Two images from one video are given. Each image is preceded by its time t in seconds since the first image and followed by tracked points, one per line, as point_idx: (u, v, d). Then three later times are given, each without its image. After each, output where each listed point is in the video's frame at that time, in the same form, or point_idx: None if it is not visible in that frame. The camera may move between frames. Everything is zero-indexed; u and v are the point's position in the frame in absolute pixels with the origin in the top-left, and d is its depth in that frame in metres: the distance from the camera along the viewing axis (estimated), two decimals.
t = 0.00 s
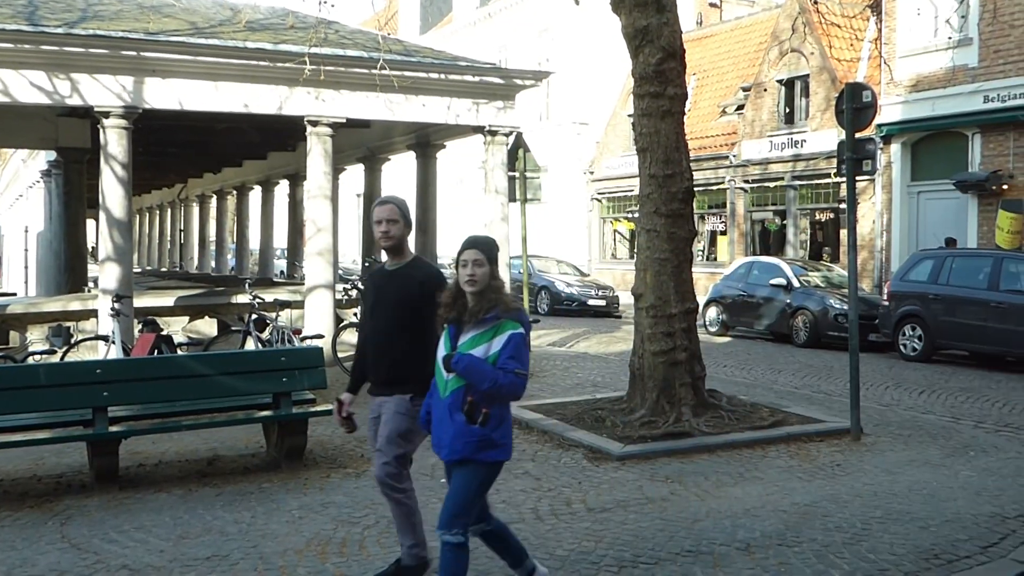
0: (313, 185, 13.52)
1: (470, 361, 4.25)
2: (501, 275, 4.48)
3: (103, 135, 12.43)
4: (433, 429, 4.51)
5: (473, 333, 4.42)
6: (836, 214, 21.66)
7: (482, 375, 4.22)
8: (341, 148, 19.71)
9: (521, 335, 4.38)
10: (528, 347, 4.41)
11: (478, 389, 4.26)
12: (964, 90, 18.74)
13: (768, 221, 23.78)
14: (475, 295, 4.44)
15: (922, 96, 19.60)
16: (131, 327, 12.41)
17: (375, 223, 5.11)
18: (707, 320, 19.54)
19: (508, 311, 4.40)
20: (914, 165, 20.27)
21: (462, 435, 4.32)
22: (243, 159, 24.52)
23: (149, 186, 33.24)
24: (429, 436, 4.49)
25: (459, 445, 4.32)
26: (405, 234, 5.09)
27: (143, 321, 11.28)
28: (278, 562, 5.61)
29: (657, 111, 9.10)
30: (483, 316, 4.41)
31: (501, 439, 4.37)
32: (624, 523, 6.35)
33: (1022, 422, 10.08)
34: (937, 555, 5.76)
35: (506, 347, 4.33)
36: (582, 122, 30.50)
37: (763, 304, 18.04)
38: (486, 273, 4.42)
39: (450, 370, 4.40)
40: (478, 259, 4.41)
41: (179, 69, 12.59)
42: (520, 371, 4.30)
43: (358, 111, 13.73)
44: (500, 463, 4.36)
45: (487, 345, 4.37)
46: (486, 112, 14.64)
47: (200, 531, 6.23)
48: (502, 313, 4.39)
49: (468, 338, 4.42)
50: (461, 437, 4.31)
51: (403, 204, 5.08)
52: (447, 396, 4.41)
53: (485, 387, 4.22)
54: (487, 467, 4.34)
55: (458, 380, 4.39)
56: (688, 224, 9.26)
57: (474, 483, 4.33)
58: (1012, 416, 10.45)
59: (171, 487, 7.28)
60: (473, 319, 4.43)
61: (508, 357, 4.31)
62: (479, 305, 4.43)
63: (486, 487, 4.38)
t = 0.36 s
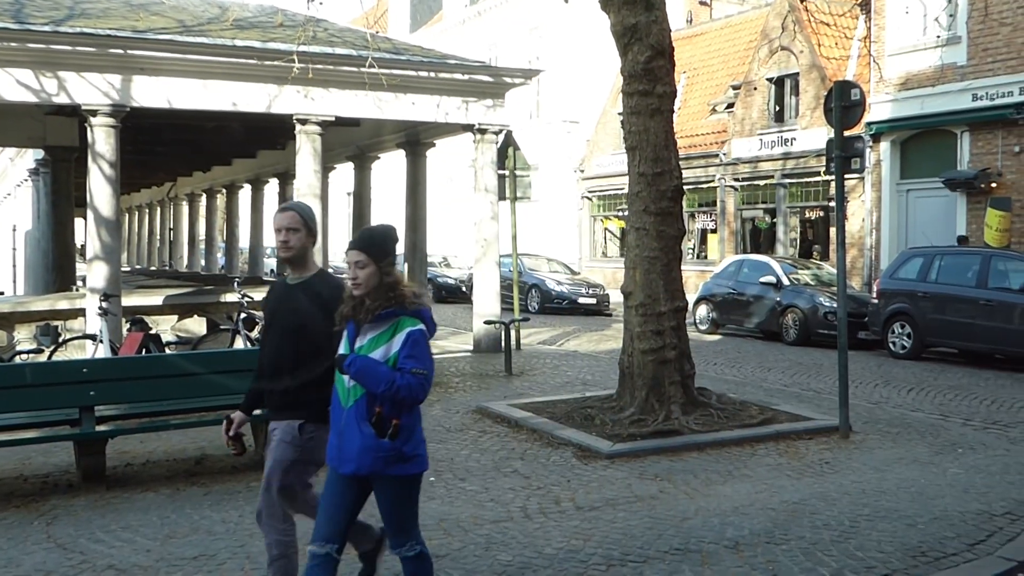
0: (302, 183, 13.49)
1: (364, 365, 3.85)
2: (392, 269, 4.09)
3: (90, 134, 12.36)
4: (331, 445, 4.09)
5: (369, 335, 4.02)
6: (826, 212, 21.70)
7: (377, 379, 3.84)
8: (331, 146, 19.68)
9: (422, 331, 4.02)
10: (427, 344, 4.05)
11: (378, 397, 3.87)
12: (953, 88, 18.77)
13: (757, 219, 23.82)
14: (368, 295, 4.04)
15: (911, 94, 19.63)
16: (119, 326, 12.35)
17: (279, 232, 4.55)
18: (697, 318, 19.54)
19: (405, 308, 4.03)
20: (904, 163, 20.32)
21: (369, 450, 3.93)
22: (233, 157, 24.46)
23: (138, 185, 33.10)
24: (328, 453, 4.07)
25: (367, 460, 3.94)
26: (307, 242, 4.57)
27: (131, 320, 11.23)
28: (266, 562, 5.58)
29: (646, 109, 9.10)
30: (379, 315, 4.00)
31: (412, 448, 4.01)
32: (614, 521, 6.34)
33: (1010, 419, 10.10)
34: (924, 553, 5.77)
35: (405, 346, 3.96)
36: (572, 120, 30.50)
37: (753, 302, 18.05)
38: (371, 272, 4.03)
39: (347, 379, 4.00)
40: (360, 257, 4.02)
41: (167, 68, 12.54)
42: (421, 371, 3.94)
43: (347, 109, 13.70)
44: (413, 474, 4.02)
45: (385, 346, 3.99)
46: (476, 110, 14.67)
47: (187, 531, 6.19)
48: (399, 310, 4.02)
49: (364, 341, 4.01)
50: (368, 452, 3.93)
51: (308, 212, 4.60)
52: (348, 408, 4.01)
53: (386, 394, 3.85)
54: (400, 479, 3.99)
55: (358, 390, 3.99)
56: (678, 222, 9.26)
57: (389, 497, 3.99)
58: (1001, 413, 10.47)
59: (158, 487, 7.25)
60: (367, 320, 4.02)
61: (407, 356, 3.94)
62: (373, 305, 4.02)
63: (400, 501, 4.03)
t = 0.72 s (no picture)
0: (294, 181, 13.44)
1: (232, 374, 3.37)
2: (267, 265, 3.59)
3: (80, 131, 12.30)
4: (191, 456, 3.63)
5: (240, 339, 3.54)
6: (819, 210, 21.69)
7: (245, 391, 3.36)
8: (323, 144, 19.64)
9: (300, 337, 3.54)
10: (306, 349, 3.56)
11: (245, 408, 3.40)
12: (945, 86, 18.77)
13: (750, 217, 23.84)
14: (239, 295, 3.55)
15: (904, 92, 19.62)
16: (109, 324, 12.30)
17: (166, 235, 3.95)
18: (690, 316, 19.53)
19: (281, 311, 3.53)
20: (897, 162, 20.34)
21: (231, 465, 3.47)
22: (225, 155, 24.39)
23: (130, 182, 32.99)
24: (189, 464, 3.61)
25: (228, 475, 3.47)
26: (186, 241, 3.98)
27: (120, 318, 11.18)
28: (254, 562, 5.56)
29: (638, 107, 9.08)
30: (253, 317, 3.51)
31: (280, 463, 3.54)
32: (604, 520, 6.33)
33: (1002, 418, 10.10)
34: (915, 552, 5.77)
35: (279, 353, 3.48)
36: (565, 118, 30.47)
37: (746, 300, 18.04)
38: (240, 267, 3.54)
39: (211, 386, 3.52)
40: (229, 249, 3.55)
41: (157, 65, 12.49)
42: (298, 381, 3.46)
43: (339, 107, 13.67)
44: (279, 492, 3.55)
45: (258, 352, 3.50)
46: (468, 107, 14.64)
47: (175, 531, 6.15)
48: (274, 313, 3.52)
49: (234, 346, 3.53)
50: (229, 467, 3.47)
51: (188, 206, 4.01)
52: (213, 416, 3.54)
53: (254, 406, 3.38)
54: (263, 499, 3.52)
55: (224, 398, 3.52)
56: (670, 221, 9.26)
57: (247, 521, 3.49)
58: (993, 411, 10.47)
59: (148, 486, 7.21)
60: (238, 323, 3.52)
61: (282, 364, 3.46)
62: (247, 306, 3.52)
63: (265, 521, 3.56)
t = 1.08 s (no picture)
0: (289, 179, 13.41)
1: (86, 407, 3.09)
2: (128, 279, 3.30)
3: (74, 129, 12.24)
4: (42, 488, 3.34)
5: (94, 363, 3.25)
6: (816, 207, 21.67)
7: (101, 426, 3.09)
8: (319, 142, 19.59)
9: (160, 364, 3.27)
10: (169, 378, 3.30)
11: (97, 443, 3.12)
12: (941, 83, 18.75)
13: (747, 214, 23.80)
14: (94, 313, 3.26)
15: (900, 89, 19.59)
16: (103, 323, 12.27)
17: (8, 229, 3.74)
18: (687, 313, 19.50)
19: (141, 334, 3.25)
20: (893, 158, 20.29)
21: (78, 503, 3.18)
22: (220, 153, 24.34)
23: (126, 181, 32.93)
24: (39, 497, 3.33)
25: (74, 514, 3.19)
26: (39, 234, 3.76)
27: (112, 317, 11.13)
28: (244, 561, 5.53)
29: (631, 104, 9.06)
30: (109, 340, 3.21)
31: (135, 501, 3.25)
32: (597, 518, 6.31)
33: (997, 415, 10.08)
34: (908, 549, 5.75)
35: (137, 382, 3.21)
36: (562, 116, 30.40)
37: (742, 298, 18.03)
38: (97, 281, 3.26)
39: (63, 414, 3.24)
40: (86, 260, 3.27)
41: (151, 63, 12.45)
42: (157, 414, 3.20)
43: (334, 104, 13.63)
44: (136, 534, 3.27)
45: (114, 378, 3.23)
46: (463, 105, 14.59)
47: (167, 530, 6.14)
48: (133, 335, 3.24)
49: (89, 369, 3.24)
50: (77, 504, 3.18)
51: (40, 195, 3.76)
52: (65, 445, 3.26)
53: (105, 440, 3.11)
54: (115, 540, 3.23)
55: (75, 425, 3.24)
56: (664, 218, 9.24)
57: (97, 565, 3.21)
58: (988, 408, 10.45)
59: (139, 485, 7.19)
60: (93, 345, 3.23)
61: (140, 395, 3.20)
62: (101, 327, 3.22)
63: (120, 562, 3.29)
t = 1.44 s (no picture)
0: (286, 178, 13.38)
1: None
2: None
3: (70, 129, 12.21)
4: None
5: None
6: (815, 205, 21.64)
7: None
8: (317, 140, 19.56)
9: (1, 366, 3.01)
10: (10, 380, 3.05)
11: None
12: (940, 80, 18.70)
13: (746, 212, 23.76)
14: None
15: (899, 86, 19.54)
16: (100, 323, 12.26)
17: None
18: (686, 311, 19.47)
19: None
20: (892, 156, 20.23)
21: None
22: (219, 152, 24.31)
23: (125, 180, 32.91)
24: None
25: None
26: None
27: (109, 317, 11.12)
28: (237, 562, 5.51)
29: (628, 102, 9.02)
30: None
31: None
32: (593, 518, 6.28)
33: (996, 413, 10.05)
34: (904, 549, 5.72)
35: None
36: (562, 114, 30.32)
37: (741, 296, 18.00)
38: None
39: None
40: None
41: (147, 62, 12.43)
42: None
43: (331, 103, 13.60)
44: None
45: None
46: (461, 103, 14.56)
47: (160, 530, 6.12)
48: None
49: None
50: None
51: None
52: None
53: None
54: None
55: None
56: (661, 216, 9.22)
57: None
58: (987, 406, 10.42)
59: (133, 486, 7.17)
60: None
61: None
62: None
63: None
